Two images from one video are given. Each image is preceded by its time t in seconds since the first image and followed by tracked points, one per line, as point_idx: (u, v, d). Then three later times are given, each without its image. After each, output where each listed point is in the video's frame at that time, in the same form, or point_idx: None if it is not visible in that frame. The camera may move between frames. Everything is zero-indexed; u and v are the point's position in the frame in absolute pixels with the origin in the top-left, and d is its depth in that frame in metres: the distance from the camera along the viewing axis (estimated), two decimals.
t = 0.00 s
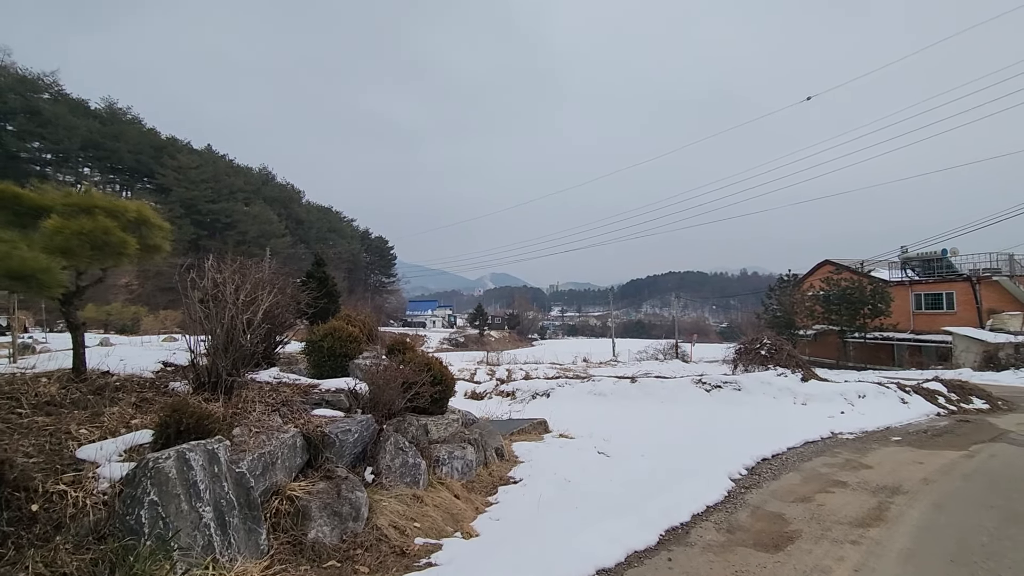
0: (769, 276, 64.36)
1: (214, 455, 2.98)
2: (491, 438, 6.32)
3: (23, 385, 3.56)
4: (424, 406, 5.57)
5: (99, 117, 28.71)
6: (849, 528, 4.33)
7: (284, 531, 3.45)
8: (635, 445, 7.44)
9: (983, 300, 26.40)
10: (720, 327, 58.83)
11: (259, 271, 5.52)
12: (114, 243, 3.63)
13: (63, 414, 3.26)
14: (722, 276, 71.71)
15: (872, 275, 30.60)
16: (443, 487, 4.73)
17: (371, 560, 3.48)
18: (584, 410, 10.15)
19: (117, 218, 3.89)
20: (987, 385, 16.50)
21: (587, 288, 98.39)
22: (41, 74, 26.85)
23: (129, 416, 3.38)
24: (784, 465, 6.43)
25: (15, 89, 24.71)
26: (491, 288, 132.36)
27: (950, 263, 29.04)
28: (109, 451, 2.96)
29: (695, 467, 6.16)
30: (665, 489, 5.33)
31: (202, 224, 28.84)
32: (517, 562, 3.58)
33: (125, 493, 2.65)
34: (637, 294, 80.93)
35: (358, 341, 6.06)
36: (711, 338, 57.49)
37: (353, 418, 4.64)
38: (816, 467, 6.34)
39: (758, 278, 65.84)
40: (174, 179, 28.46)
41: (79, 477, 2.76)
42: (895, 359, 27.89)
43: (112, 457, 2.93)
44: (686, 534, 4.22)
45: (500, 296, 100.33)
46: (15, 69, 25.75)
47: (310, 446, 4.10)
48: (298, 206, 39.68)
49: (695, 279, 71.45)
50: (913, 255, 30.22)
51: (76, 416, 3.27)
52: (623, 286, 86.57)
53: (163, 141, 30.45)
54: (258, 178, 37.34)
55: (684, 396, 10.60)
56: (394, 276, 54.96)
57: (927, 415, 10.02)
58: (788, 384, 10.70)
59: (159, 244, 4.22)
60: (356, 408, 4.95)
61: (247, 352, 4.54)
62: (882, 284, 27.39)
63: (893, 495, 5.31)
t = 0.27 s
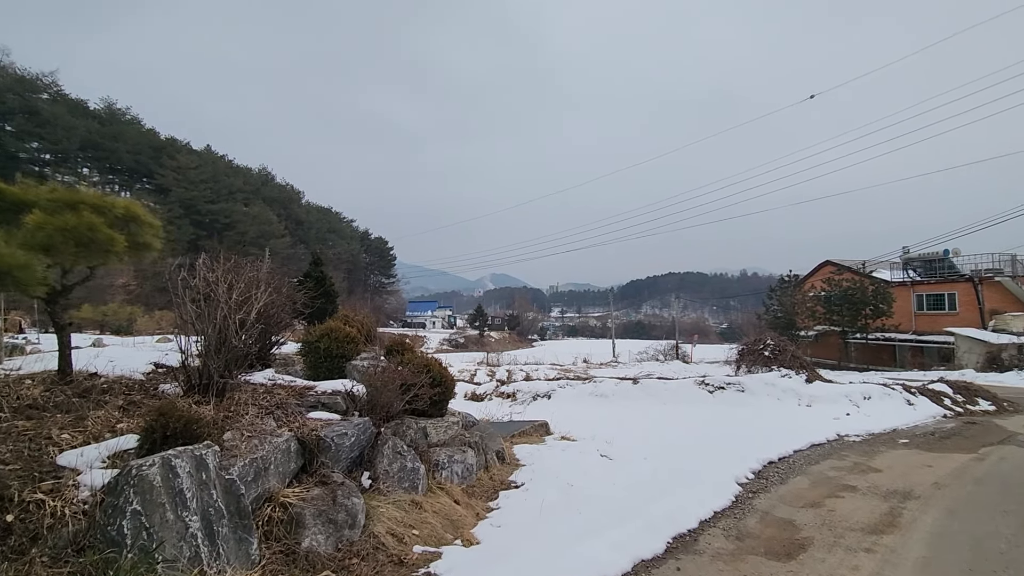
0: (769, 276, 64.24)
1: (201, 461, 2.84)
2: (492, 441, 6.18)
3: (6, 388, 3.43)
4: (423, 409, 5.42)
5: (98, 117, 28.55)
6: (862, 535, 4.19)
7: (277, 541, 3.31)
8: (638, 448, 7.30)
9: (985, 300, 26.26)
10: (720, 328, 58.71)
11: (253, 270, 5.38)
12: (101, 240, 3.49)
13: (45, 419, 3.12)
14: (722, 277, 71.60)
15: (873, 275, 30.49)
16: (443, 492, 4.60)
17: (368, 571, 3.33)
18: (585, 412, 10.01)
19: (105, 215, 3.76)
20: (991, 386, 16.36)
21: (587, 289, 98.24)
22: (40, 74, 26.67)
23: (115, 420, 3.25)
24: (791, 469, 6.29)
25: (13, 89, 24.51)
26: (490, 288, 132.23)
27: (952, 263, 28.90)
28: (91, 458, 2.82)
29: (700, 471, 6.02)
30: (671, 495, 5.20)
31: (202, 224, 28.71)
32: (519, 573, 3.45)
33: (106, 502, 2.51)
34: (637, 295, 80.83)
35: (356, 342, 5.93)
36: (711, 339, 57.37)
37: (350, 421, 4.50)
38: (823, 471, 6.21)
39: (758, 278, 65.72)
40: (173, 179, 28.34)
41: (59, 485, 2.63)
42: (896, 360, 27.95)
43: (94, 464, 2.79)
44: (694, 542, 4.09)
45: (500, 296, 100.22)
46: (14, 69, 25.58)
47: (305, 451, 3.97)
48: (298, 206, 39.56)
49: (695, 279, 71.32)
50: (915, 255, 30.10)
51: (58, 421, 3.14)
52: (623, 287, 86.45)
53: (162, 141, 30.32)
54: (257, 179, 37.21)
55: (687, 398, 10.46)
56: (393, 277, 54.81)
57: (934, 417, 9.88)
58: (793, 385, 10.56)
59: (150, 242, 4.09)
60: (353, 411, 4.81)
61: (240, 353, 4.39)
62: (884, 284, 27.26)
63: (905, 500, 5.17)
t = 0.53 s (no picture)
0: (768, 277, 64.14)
1: (190, 464, 2.69)
2: (494, 443, 6.03)
3: None
4: (423, 409, 5.27)
5: (96, 116, 28.33)
6: (879, 540, 4.05)
7: (271, 547, 3.16)
8: (643, 450, 7.14)
9: (987, 300, 26.13)
10: (720, 328, 58.58)
11: (247, 267, 5.24)
12: (88, 232, 3.34)
13: (27, 420, 2.97)
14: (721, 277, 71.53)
15: (875, 275, 30.36)
16: (444, 495, 4.45)
17: None
18: (587, 413, 9.87)
19: (91, 207, 3.61)
20: (995, 386, 16.22)
21: (586, 289, 98.10)
22: (38, 74, 26.43)
23: (100, 421, 3.10)
24: (801, 470, 6.15)
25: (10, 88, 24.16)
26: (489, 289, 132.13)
27: (953, 263, 28.78)
28: (72, 461, 2.68)
29: (708, 473, 5.87)
30: (679, 499, 5.05)
31: (200, 224, 28.52)
32: None
33: (87, 508, 2.36)
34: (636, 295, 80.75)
35: (355, 340, 5.77)
36: (711, 339, 57.28)
37: (348, 422, 4.35)
38: (833, 473, 6.06)
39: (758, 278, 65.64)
40: (171, 179, 28.17)
41: (38, 490, 2.48)
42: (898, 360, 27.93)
43: (76, 467, 2.64)
44: (705, 547, 3.98)
45: (499, 297, 100.05)
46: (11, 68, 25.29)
47: (301, 453, 3.82)
48: (297, 206, 39.40)
49: (695, 280, 71.19)
50: (916, 255, 29.98)
51: (40, 422, 2.99)
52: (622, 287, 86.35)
53: (161, 141, 30.15)
54: (257, 179, 37.04)
55: (690, 398, 10.31)
56: (393, 277, 54.61)
57: (941, 417, 9.74)
58: (798, 385, 10.42)
59: (139, 235, 3.95)
60: (351, 411, 4.65)
61: (233, 352, 4.24)
62: (885, 284, 27.14)
63: (919, 503, 5.03)
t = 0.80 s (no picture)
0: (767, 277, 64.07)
1: (176, 473, 2.53)
2: (495, 446, 5.88)
3: None
4: (424, 411, 5.11)
5: (93, 116, 27.99)
6: (897, 548, 3.90)
7: (263, 559, 3.00)
8: (648, 452, 7.00)
9: (988, 300, 26.04)
10: (719, 328, 58.46)
11: (241, 265, 5.08)
12: (74, 228, 3.21)
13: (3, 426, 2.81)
14: (720, 277, 71.48)
15: (875, 275, 30.26)
16: (445, 501, 4.29)
17: None
18: (589, 414, 9.73)
19: (77, 202, 3.48)
20: (998, 386, 16.11)
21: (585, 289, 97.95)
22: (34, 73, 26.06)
23: (83, 426, 2.94)
24: (810, 473, 6.01)
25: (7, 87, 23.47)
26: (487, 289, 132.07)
27: (954, 263, 28.68)
28: (49, 469, 2.52)
29: (715, 477, 5.72)
30: (687, 504, 4.90)
31: (198, 224, 28.31)
32: None
33: (65, 521, 2.20)
34: (635, 295, 80.72)
35: (353, 341, 5.62)
36: (709, 339, 57.20)
37: (345, 425, 4.20)
38: (843, 476, 5.93)
39: (757, 278, 65.56)
40: (169, 178, 27.96)
41: (12, 501, 2.32)
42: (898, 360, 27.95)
43: (54, 475, 2.49)
44: (718, 557, 3.89)
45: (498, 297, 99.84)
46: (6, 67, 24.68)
47: (296, 458, 3.66)
48: (295, 206, 39.17)
49: (694, 280, 71.09)
50: (917, 254, 29.87)
51: (18, 428, 2.83)
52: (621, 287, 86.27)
53: (159, 141, 29.96)
54: (254, 179, 36.81)
55: (693, 399, 10.17)
56: (391, 277, 54.35)
57: (948, 418, 9.59)
58: (802, 386, 10.28)
59: (126, 231, 3.85)
60: (349, 414, 4.50)
61: (226, 353, 4.08)
62: (886, 284, 27.04)
63: (934, 508, 4.89)
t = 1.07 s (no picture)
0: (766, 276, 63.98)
1: (164, 477, 2.43)
2: (495, 447, 5.78)
3: None
4: (422, 412, 5.01)
5: (91, 115, 27.85)
6: (907, 552, 3.81)
7: (257, 565, 2.90)
8: (650, 452, 6.92)
9: (988, 300, 25.97)
10: (718, 328, 58.36)
11: (235, 264, 4.97)
12: (61, 223, 3.10)
13: None
14: (719, 276, 71.38)
15: (875, 274, 30.18)
16: (445, 504, 4.19)
17: None
18: (589, 414, 9.64)
19: (64, 196, 3.38)
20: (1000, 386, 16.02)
21: (584, 289, 97.82)
22: (31, 72, 25.91)
23: (69, 428, 2.83)
24: (814, 474, 5.92)
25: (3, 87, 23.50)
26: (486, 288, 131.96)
27: (954, 262, 28.61)
28: (32, 473, 2.42)
29: (718, 478, 5.62)
30: (691, 507, 4.81)
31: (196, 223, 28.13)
32: None
33: (46, 527, 2.10)
34: (634, 295, 80.63)
35: (350, 340, 5.52)
36: (709, 339, 57.14)
37: (342, 426, 4.10)
38: (849, 477, 5.84)
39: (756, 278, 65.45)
40: (167, 178, 27.80)
41: None
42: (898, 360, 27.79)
43: (37, 480, 2.38)
44: (724, 561, 3.80)
45: (496, 297, 99.65)
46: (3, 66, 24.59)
47: (291, 461, 3.56)
48: (293, 206, 39.02)
49: (693, 279, 71.01)
50: (917, 254, 29.80)
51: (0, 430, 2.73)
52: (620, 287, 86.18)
53: (157, 140, 29.84)
54: (253, 178, 36.65)
55: (694, 399, 10.10)
56: (390, 277, 54.16)
57: (951, 418, 9.52)
58: (804, 385, 10.20)
59: (116, 227, 3.74)
60: (346, 414, 4.40)
61: (219, 352, 3.97)
62: (886, 283, 26.96)
63: (942, 510, 4.80)
